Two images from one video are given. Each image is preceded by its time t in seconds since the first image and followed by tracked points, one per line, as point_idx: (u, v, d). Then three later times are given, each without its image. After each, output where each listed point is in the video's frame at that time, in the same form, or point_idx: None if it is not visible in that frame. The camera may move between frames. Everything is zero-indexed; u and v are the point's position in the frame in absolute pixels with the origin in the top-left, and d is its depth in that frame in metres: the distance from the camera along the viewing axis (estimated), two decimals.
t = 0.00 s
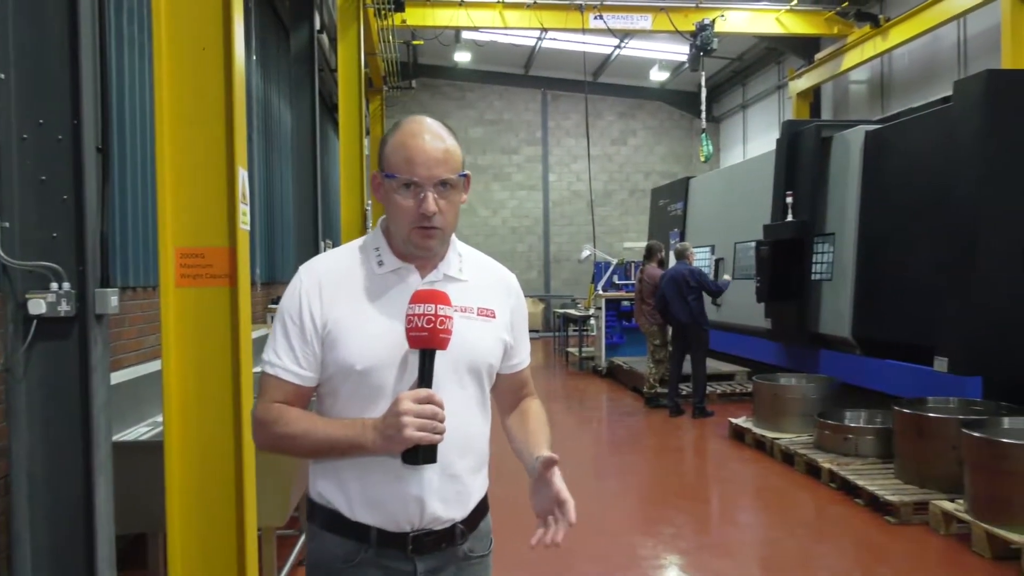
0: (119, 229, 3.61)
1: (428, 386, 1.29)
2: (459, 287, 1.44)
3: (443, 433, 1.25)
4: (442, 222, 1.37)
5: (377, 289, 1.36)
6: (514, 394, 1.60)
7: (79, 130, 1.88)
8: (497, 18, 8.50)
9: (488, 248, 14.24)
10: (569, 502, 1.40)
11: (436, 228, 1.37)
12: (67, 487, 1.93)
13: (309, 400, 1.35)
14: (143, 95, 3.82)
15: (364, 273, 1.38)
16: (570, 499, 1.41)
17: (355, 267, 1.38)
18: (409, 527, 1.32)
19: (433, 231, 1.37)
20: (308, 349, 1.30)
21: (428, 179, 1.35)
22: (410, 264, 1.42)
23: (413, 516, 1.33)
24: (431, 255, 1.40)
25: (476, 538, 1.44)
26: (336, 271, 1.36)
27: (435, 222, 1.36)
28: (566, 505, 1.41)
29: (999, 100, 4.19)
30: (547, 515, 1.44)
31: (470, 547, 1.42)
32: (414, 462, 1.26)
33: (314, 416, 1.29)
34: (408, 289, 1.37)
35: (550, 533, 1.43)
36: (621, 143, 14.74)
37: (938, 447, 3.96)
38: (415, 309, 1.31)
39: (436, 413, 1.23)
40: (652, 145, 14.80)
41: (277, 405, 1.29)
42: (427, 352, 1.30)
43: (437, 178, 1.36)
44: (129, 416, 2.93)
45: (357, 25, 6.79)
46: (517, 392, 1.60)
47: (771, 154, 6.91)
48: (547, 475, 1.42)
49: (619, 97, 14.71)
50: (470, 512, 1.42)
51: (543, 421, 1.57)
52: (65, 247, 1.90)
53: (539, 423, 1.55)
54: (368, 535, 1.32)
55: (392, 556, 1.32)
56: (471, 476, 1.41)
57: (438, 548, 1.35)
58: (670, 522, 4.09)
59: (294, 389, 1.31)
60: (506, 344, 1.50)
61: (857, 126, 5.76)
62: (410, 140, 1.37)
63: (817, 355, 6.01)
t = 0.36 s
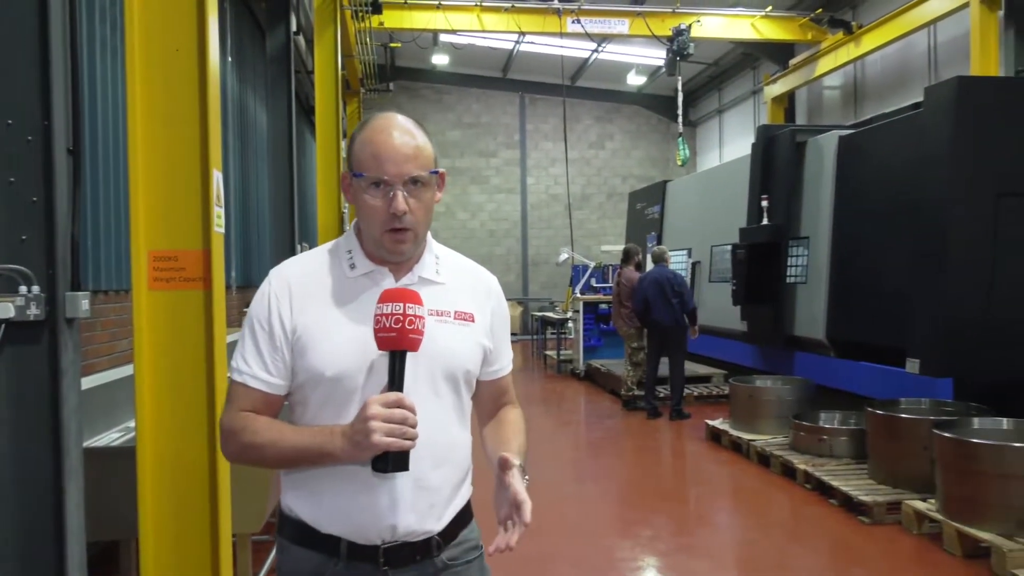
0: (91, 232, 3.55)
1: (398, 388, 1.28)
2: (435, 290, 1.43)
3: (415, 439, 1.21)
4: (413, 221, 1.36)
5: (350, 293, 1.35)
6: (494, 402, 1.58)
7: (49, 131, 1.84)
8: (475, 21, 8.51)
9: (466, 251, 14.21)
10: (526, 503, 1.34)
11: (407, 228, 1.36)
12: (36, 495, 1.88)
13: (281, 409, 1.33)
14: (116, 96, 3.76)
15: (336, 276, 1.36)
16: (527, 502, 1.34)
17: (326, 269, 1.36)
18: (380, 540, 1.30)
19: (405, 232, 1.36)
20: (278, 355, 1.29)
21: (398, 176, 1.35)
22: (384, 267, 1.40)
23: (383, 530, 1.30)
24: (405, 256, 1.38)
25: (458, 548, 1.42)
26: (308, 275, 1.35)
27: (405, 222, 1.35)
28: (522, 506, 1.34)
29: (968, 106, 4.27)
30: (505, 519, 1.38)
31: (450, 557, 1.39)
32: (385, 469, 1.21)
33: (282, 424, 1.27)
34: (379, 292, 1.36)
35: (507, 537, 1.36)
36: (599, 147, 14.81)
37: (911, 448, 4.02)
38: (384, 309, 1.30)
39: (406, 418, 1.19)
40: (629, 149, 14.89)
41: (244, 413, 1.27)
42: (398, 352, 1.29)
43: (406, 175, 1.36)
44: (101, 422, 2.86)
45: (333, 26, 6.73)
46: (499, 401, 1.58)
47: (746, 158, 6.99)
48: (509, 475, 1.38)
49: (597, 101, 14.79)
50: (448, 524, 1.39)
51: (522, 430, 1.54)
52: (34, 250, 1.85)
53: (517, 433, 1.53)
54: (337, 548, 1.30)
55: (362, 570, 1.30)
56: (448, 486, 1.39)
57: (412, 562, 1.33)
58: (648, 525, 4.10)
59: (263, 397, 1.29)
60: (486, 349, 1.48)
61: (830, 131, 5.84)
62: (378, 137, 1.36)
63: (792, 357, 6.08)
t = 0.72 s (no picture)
0: (62, 234, 3.50)
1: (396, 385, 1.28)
2: (441, 292, 1.42)
3: (411, 435, 1.20)
4: (415, 221, 1.36)
5: (357, 294, 1.37)
6: (510, 408, 1.52)
7: (18, 131, 1.80)
8: (452, 23, 8.50)
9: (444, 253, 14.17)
10: (484, 510, 1.22)
11: (409, 228, 1.36)
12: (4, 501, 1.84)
13: (294, 408, 1.37)
14: (89, 95, 3.71)
15: (345, 279, 1.39)
16: (484, 512, 1.21)
17: (338, 273, 1.40)
18: (384, 540, 1.30)
19: (407, 232, 1.36)
20: (289, 353, 1.33)
21: (396, 177, 1.35)
22: (391, 270, 1.42)
23: (386, 530, 1.30)
24: (409, 257, 1.38)
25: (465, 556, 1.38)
26: (320, 277, 1.39)
27: (407, 222, 1.35)
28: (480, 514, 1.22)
29: (937, 111, 4.35)
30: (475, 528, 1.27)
31: (455, 565, 1.36)
32: (379, 464, 1.21)
33: (293, 420, 1.30)
34: (383, 292, 1.37)
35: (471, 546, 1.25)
36: (576, 150, 14.87)
37: (883, 448, 4.08)
38: (381, 307, 1.32)
39: (400, 414, 1.18)
40: (607, 152, 14.96)
41: (256, 409, 1.31)
42: (395, 350, 1.29)
43: (406, 175, 1.35)
44: (71, 426, 2.81)
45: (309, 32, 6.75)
46: (515, 407, 1.53)
47: (723, 162, 7.05)
48: (479, 478, 1.28)
49: (574, 104, 14.85)
50: (455, 529, 1.36)
51: (533, 438, 1.48)
52: None
53: (528, 438, 1.47)
54: (343, 547, 1.31)
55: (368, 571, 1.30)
56: (454, 490, 1.35)
57: (417, 565, 1.31)
58: (625, 526, 4.11)
59: (276, 395, 1.33)
60: (495, 353, 1.45)
61: (804, 135, 5.92)
62: (381, 141, 1.37)
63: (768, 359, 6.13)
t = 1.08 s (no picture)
0: (30, 236, 3.42)
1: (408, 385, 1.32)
2: (454, 292, 1.44)
3: (424, 432, 1.23)
4: (426, 222, 1.39)
5: (372, 297, 1.41)
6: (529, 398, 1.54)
7: None
8: (429, 25, 8.43)
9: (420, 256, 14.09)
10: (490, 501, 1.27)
11: (421, 230, 1.39)
12: None
13: (319, 406, 1.42)
14: (58, 95, 3.64)
15: (361, 282, 1.43)
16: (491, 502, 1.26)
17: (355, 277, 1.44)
18: (408, 531, 1.34)
19: (418, 234, 1.40)
20: (310, 355, 1.39)
21: (407, 179, 1.39)
22: (406, 273, 1.45)
23: (410, 521, 1.34)
24: (421, 259, 1.42)
25: (485, 545, 1.42)
26: (338, 281, 1.44)
27: (418, 223, 1.39)
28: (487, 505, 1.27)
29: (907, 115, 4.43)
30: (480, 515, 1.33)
31: (476, 555, 1.40)
32: (395, 460, 1.25)
33: (318, 419, 1.36)
34: (395, 294, 1.40)
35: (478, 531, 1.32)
36: (553, 152, 14.91)
37: (855, 448, 4.15)
38: (393, 310, 1.35)
39: (413, 412, 1.22)
40: (583, 155, 15.02)
41: (284, 409, 1.37)
42: (407, 351, 1.33)
43: (417, 177, 1.40)
44: (40, 432, 2.74)
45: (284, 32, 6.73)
46: (536, 400, 1.55)
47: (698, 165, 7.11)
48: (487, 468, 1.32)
49: (551, 107, 14.89)
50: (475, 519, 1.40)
51: (552, 429, 1.50)
52: None
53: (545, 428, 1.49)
54: (371, 537, 1.35)
55: (393, 560, 1.35)
56: (473, 482, 1.39)
57: (439, 556, 1.36)
58: (603, 528, 4.11)
59: (302, 396, 1.39)
60: (509, 350, 1.47)
61: (778, 139, 5.99)
62: (392, 148, 1.41)
63: (743, 360, 6.19)
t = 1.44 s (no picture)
0: (6, 241, 3.37)
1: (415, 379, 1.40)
2: (463, 292, 1.54)
3: (429, 424, 1.31)
4: (435, 224, 1.48)
5: (382, 296, 1.50)
6: (529, 394, 1.64)
7: None
8: (412, 28, 8.42)
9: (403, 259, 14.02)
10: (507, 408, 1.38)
11: (429, 230, 1.47)
12: None
13: (328, 399, 1.52)
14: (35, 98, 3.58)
15: (372, 281, 1.52)
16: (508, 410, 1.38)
17: (367, 277, 1.53)
18: (409, 523, 1.43)
19: (427, 234, 1.48)
20: (321, 351, 1.48)
21: (419, 182, 1.48)
22: (415, 273, 1.54)
23: (412, 512, 1.43)
24: (429, 257, 1.51)
25: (483, 538, 1.50)
26: (349, 281, 1.53)
27: (427, 224, 1.47)
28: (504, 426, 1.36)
29: (885, 121, 4.50)
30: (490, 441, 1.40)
31: (473, 547, 1.48)
32: (401, 450, 1.32)
33: (326, 412, 1.44)
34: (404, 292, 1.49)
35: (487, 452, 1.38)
36: (536, 156, 14.94)
37: (835, 448, 4.19)
38: (401, 306, 1.42)
39: (419, 405, 1.30)
40: (566, 158, 15.05)
41: (294, 401, 1.46)
42: (414, 347, 1.41)
43: (428, 181, 1.48)
44: (16, 436, 2.71)
45: (266, 34, 6.69)
46: (536, 392, 1.64)
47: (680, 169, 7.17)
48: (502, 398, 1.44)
49: (535, 110, 14.92)
50: (473, 512, 1.49)
51: (554, 417, 1.59)
52: None
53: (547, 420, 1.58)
54: (374, 528, 1.44)
55: (394, 550, 1.43)
56: (473, 476, 1.48)
57: (439, 548, 1.44)
58: (585, 530, 4.13)
59: (311, 388, 1.49)
60: (512, 349, 1.56)
61: (759, 143, 6.05)
62: (406, 152, 1.50)
63: (725, 362, 6.23)
